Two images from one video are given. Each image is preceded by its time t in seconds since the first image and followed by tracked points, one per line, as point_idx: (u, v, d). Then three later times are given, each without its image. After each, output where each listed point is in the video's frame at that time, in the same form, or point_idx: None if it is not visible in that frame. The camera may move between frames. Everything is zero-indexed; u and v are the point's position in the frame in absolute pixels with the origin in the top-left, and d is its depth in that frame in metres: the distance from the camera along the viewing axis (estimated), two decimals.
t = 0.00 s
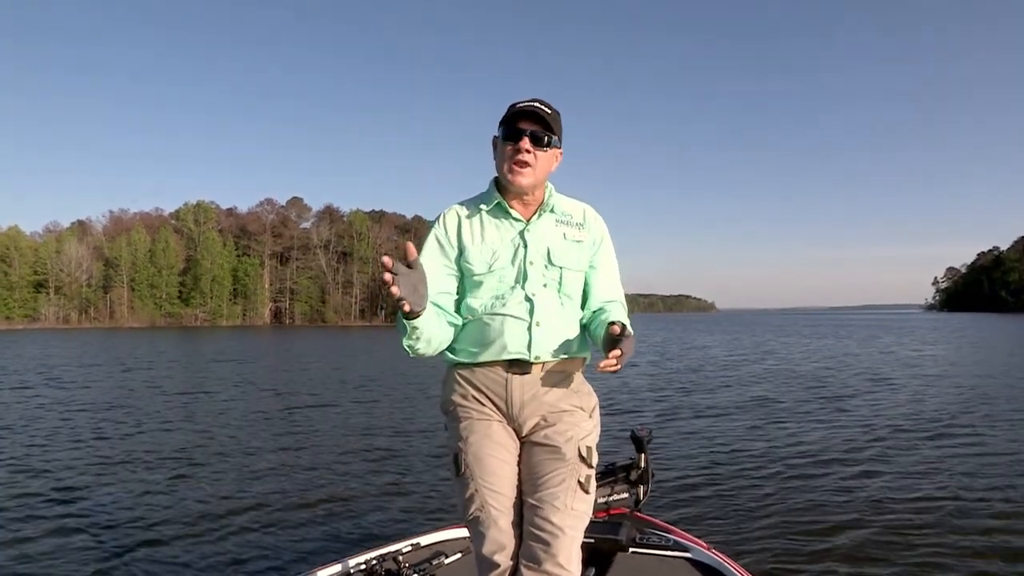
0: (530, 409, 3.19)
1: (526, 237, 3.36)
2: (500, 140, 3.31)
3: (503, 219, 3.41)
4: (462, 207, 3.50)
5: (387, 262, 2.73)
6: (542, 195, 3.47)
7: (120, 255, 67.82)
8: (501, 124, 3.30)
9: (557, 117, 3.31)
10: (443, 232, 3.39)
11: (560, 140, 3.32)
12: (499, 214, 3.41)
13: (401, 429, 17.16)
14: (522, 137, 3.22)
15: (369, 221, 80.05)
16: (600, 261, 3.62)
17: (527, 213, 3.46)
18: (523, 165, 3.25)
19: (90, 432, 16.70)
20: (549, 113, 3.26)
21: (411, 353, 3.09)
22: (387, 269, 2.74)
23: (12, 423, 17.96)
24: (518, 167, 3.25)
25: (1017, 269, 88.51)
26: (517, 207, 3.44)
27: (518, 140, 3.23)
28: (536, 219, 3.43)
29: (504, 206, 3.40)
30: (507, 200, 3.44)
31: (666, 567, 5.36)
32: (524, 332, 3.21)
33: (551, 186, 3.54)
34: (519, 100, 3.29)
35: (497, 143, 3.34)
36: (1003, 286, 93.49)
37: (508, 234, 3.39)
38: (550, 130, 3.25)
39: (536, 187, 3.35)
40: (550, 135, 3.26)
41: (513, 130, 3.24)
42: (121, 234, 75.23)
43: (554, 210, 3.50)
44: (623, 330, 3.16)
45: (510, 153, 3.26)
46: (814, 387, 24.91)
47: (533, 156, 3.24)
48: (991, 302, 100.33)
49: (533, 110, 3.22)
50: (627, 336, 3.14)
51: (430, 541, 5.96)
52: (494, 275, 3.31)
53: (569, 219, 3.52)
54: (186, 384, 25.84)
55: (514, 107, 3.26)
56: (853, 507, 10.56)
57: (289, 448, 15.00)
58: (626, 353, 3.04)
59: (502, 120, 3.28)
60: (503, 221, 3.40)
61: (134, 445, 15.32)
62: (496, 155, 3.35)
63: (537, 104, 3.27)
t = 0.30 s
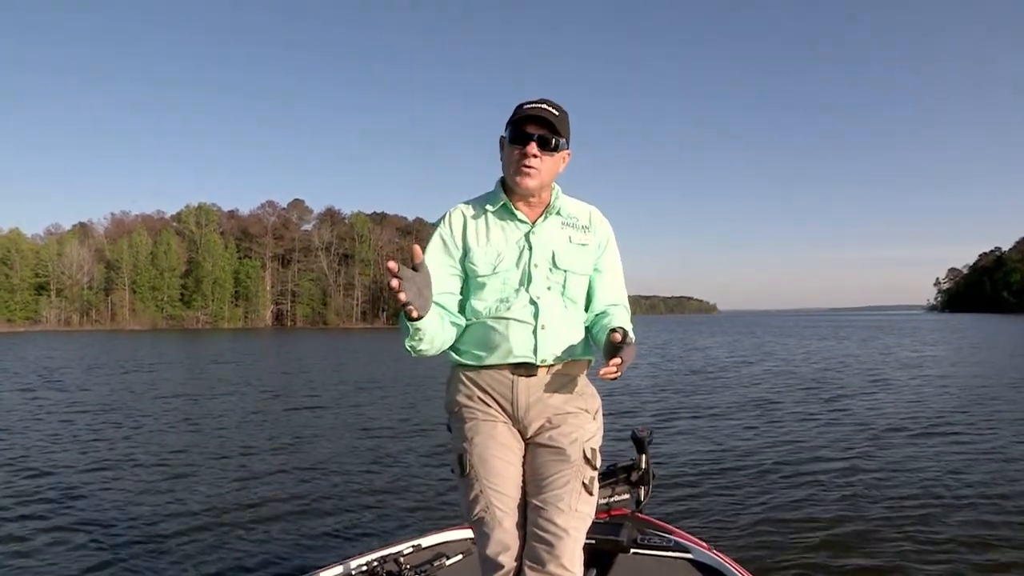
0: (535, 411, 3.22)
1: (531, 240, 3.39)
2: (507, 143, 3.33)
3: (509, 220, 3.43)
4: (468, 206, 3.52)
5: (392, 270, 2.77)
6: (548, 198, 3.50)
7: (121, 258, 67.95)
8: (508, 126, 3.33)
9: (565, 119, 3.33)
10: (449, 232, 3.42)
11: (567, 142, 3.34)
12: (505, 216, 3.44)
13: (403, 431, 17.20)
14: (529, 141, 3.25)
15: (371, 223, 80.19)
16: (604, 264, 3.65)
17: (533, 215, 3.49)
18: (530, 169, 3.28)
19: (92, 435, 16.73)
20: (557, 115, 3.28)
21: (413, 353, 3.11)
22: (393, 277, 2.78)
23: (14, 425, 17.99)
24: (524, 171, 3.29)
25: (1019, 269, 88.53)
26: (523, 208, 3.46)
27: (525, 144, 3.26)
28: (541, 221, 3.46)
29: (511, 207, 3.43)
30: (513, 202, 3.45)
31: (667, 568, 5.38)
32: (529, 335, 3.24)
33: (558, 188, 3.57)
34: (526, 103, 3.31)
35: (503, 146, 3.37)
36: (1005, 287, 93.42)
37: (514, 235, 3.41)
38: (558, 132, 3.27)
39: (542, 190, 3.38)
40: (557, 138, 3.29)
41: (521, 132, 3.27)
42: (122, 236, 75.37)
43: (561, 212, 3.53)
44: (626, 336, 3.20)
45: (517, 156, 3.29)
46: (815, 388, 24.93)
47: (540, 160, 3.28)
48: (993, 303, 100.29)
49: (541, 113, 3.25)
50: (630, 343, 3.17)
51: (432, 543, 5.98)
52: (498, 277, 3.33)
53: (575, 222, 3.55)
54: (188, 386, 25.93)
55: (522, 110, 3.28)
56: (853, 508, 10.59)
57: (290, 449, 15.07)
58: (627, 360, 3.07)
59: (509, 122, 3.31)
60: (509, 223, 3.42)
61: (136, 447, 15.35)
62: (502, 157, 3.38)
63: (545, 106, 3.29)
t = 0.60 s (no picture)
0: (538, 414, 3.22)
1: (536, 244, 3.39)
2: (514, 150, 3.33)
3: (514, 224, 3.43)
4: (473, 208, 3.52)
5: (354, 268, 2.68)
6: (554, 203, 3.49)
7: (121, 261, 67.90)
8: (514, 132, 3.32)
9: (573, 128, 3.32)
10: (454, 232, 3.42)
11: (574, 151, 3.34)
12: (510, 219, 3.44)
13: (403, 434, 17.22)
14: (536, 150, 3.25)
15: (371, 226, 80.23)
16: (609, 270, 3.66)
17: (538, 219, 3.49)
18: (535, 177, 3.29)
19: (93, 438, 16.75)
20: (565, 124, 3.28)
21: (386, 345, 3.03)
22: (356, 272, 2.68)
23: (15, 429, 18.03)
24: (530, 178, 3.29)
25: (1020, 269, 88.52)
26: (529, 213, 3.46)
27: (532, 153, 3.25)
28: (547, 225, 3.46)
29: (516, 212, 3.43)
30: (519, 207, 3.46)
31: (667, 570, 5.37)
32: (533, 339, 3.24)
33: (563, 193, 3.57)
34: (534, 111, 3.30)
35: (511, 152, 3.37)
36: (1006, 287, 93.39)
37: (519, 239, 3.41)
38: (565, 142, 3.27)
39: (548, 197, 3.38)
40: (564, 147, 3.28)
41: (527, 140, 3.26)
42: (122, 240, 75.38)
43: (566, 217, 3.53)
44: (630, 342, 3.21)
45: (523, 164, 3.29)
46: (814, 389, 24.96)
47: (545, 169, 3.28)
48: (995, 303, 100.33)
49: (549, 122, 3.23)
50: (633, 348, 3.17)
51: (433, 546, 5.98)
52: (502, 280, 3.33)
53: (580, 227, 3.55)
54: (189, 389, 25.95)
55: (529, 119, 3.27)
56: (855, 509, 10.59)
57: (291, 452, 15.08)
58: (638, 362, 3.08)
59: (515, 130, 3.30)
60: (514, 227, 3.43)
61: (137, 450, 15.37)
62: (509, 163, 3.39)
63: (553, 115, 3.28)
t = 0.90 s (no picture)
0: (541, 416, 3.22)
1: (538, 250, 3.39)
2: (519, 157, 3.33)
3: (516, 229, 3.44)
4: (476, 213, 3.53)
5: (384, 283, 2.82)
6: (557, 211, 3.50)
7: (121, 262, 67.95)
8: (520, 141, 3.33)
9: (580, 139, 3.33)
10: (456, 235, 3.42)
11: (580, 162, 3.34)
12: (513, 225, 3.44)
13: (403, 435, 17.23)
14: (540, 159, 3.25)
15: (371, 227, 80.30)
16: (610, 277, 3.67)
17: (541, 225, 3.50)
18: (540, 184, 3.28)
19: (94, 439, 16.80)
20: (571, 134, 3.28)
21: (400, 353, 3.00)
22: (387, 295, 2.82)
23: (16, 430, 18.06)
24: (534, 186, 3.29)
25: (1020, 270, 88.53)
26: (531, 220, 3.47)
27: (537, 162, 3.26)
28: (549, 232, 3.46)
29: (519, 218, 3.43)
30: (522, 213, 3.46)
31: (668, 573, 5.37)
32: (534, 343, 3.24)
33: (567, 201, 3.57)
34: (541, 120, 3.31)
35: (516, 159, 3.37)
36: (1007, 288, 93.31)
37: (521, 244, 3.41)
38: (571, 152, 3.27)
39: (551, 204, 3.39)
40: (570, 157, 3.29)
41: (533, 148, 3.26)
42: (123, 241, 75.51)
43: (568, 225, 3.54)
44: (630, 353, 3.22)
45: (528, 172, 3.29)
46: (814, 390, 24.95)
47: (550, 178, 3.28)
48: (995, 303, 100.39)
49: (556, 131, 3.23)
50: (633, 359, 3.19)
51: (433, 550, 5.98)
52: (503, 284, 3.33)
53: (582, 235, 3.56)
54: (189, 390, 25.98)
55: (535, 129, 3.27)
56: (855, 510, 10.59)
57: (291, 453, 15.09)
58: (636, 374, 3.07)
59: (521, 138, 3.30)
60: (516, 232, 3.43)
61: (138, 451, 15.41)
62: (513, 170, 3.39)
63: (560, 126, 3.28)
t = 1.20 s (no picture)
0: (544, 418, 3.23)
1: (536, 249, 3.40)
2: (515, 153, 3.35)
3: (514, 229, 3.44)
4: (474, 214, 3.53)
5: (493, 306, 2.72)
6: (554, 209, 3.51)
7: (121, 262, 67.87)
8: (516, 137, 3.35)
9: (573, 132, 3.35)
10: (456, 236, 3.42)
11: (574, 155, 3.37)
12: (510, 225, 3.45)
13: (403, 435, 17.23)
14: (537, 151, 3.27)
15: (371, 227, 80.30)
16: (608, 275, 3.67)
17: (538, 224, 3.50)
18: (537, 179, 3.30)
19: (93, 439, 16.78)
20: (566, 127, 3.30)
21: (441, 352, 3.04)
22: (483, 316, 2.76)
23: (15, 430, 18.04)
24: (531, 181, 3.30)
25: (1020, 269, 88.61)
26: (529, 218, 3.48)
27: (534, 155, 3.27)
28: (547, 230, 3.47)
29: (516, 217, 3.44)
30: (519, 211, 3.47)
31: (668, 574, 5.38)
32: (536, 343, 3.25)
33: (563, 199, 3.58)
34: (536, 114, 3.33)
35: (512, 155, 3.39)
36: (1008, 288, 93.28)
37: (519, 244, 3.42)
38: (565, 145, 3.29)
39: (549, 201, 3.40)
40: (564, 151, 3.31)
41: (528, 143, 3.29)
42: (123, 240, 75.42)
43: (566, 223, 3.54)
44: (629, 351, 3.22)
45: (524, 167, 3.31)
46: (813, 390, 24.94)
47: (547, 171, 3.29)
48: (995, 302, 100.53)
49: (550, 124, 3.26)
50: (633, 358, 3.19)
51: (434, 551, 5.97)
52: (503, 285, 3.34)
53: (580, 233, 3.57)
54: (188, 390, 26.01)
55: (531, 121, 3.30)
56: (856, 510, 10.59)
57: (291, 453, 15.10)
58: (633, 373, 3.08)
59: (517, 134, 3.33)
60: (515, 232, 3.43)
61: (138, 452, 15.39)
62: (510, 167, 3.39)
63: (554, 119, 3.31)
